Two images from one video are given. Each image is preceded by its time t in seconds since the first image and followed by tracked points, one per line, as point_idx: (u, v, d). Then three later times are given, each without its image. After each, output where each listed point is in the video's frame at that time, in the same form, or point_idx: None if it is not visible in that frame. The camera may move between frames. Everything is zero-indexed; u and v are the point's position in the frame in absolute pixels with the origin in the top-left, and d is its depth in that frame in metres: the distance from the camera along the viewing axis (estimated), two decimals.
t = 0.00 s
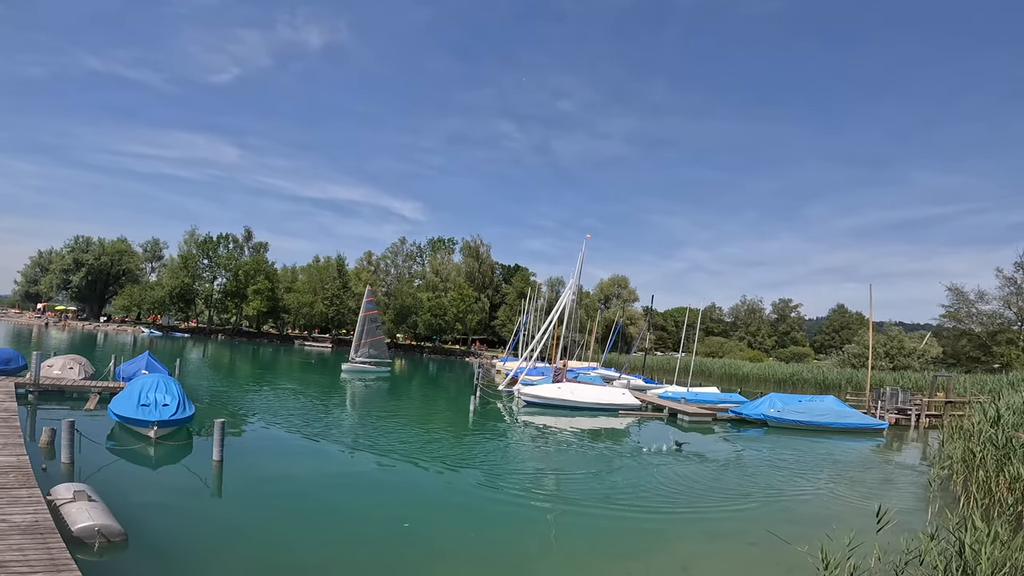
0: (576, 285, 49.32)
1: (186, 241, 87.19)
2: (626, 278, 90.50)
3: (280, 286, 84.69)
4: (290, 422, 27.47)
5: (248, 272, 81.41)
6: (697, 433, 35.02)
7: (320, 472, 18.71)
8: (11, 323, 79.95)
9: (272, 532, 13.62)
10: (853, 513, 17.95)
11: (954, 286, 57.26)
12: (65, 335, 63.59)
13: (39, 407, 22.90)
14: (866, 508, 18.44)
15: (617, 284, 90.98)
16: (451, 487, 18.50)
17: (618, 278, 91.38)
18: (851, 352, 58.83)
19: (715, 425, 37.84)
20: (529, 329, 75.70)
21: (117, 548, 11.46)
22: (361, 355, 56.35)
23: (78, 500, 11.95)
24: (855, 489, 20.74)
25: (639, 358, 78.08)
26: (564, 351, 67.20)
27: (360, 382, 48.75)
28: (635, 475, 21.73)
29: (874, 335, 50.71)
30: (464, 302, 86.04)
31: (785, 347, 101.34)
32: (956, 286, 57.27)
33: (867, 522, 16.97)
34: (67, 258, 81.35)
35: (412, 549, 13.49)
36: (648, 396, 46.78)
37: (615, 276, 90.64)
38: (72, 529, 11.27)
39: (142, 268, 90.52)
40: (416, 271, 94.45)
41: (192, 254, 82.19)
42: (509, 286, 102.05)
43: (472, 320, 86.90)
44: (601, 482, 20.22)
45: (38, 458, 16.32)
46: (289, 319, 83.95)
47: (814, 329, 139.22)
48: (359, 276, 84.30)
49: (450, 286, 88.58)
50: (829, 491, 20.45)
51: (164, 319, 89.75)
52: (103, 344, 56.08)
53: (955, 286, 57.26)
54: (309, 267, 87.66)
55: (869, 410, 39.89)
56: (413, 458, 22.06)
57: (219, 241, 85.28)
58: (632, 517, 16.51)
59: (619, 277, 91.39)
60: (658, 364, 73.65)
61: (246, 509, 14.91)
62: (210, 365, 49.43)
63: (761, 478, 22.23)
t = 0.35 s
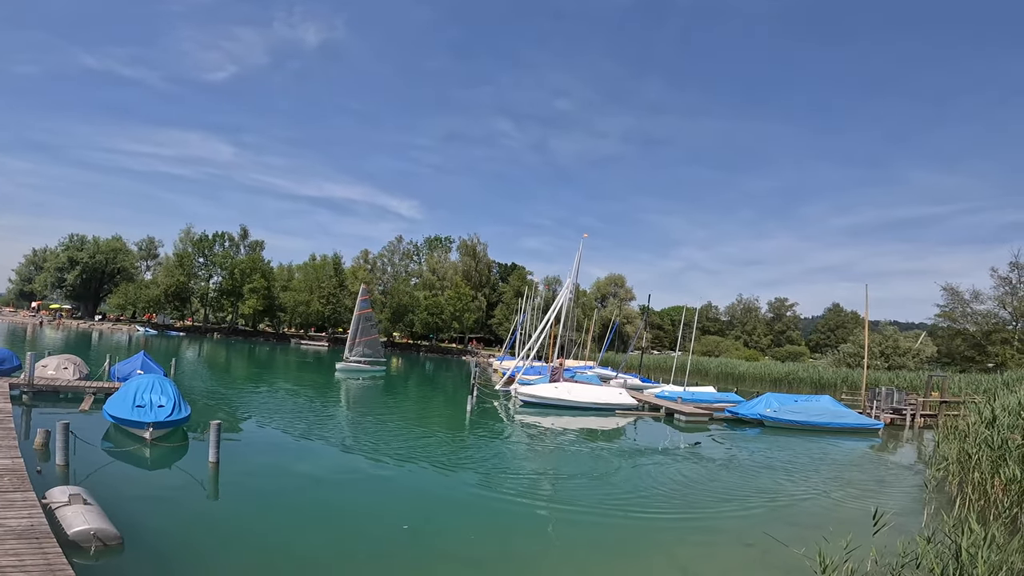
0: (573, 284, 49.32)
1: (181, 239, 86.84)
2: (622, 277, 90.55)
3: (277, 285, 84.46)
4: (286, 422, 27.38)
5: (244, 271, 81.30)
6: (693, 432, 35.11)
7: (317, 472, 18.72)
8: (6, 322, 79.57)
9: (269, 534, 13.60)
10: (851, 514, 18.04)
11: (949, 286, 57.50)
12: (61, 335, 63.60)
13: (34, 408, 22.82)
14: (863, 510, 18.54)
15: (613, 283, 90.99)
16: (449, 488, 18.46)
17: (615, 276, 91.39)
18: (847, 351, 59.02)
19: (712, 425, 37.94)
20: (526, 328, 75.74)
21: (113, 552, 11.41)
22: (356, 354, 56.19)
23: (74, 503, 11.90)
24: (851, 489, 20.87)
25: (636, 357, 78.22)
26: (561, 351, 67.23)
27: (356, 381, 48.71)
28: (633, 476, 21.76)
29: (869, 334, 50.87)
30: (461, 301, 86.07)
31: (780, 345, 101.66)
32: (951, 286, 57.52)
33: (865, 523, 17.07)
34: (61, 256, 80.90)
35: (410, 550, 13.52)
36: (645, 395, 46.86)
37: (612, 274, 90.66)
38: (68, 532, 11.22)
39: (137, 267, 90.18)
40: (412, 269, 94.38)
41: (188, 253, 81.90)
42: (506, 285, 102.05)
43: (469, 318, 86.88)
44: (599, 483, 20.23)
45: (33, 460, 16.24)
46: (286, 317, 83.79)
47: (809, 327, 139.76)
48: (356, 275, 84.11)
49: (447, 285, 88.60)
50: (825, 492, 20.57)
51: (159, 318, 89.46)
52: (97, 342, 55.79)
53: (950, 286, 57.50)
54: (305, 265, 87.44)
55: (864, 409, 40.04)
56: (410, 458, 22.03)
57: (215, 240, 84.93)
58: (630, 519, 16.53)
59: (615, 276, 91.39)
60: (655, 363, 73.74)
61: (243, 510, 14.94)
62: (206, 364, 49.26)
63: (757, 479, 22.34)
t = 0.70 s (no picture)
0: (571, 282, 49.33)
1: (178, 237, 86.53)
2: (620, 275, 90.63)
3: (274, 283, 84.17)
4: (283, 421, 27.28)
5: (241, 269, 81.14)
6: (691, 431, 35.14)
7: (315, 472, 18.69)
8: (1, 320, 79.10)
9: (266, 533, 13.54)
10: (849, 513, 18.07)
11: (945, 285, 57.70)
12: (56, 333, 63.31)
13: (29, 407, 22.68)
14: (861, 508, 18.58)
15: (611, 281, 91.08)
16: (447, 487, 18.42)
17: (613, 275, 91.46)
18: (844, 349, 59.19)
19: (709, 423, 37.97)
20: (524, 326, 75.77)
21: (108, 552, 11.32)
22: (351, 352, 56.04)
23: (68, 503, 11.80)
24: (848, 488, 20.91)
25: (634, 356, 78.28)
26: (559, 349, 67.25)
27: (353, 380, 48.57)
28: (631, 476, 21.74)
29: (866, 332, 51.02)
30: (458, 299, 86.02)
31: (777, 344, 101.89)
32: (947, 284, 57.72)
33: (863, 522, 17.09)
34: (57, 254, 80.47)
35: (410, 549, 13.53)
36: (642, 393, 46.90)
37: (610, 273, 90.74)
38: (63, 532, 11.13)
39: (133, 265, 89.83)
40: (410, 268, 94.31)
41: (184, 251, 81.57)
42: (503, 284, 102.01)
43: (466, 317, 86.81)
44: (597, 482, 20.22)
45: (27, 459, 16.12)
46: (283, 316, 83.54)
47: (806, 326, 139.98)
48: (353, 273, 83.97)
49: (444, 283, 88.55)
50: (823, 491, 20.60)
51: (155, 317, 89.12)
52: (93, 341, 55.55)
53: (946, 285, 57.70)
54: (303, 263, 87.20)
55: (861, 408, 40.17)
56: (408, 457, 21.98)
57: (212, 238, 84.61)
58: (629, 518, 16.55)
59: (613, 274, 91.48)
60: (653, 362, 73.78)
61: (240, 509, 14.90)
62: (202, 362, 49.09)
63: (756, 478, 22.34)
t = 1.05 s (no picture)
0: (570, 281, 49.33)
1: (176, 237, 86.39)
2: (619, 273, 90.66)
3: (272, 282, 84.02)
4: (280, 419, 27.21)
5: (240, 269, 81.08)
6: (690, 429, 35.17)
7: (313, 470, 18.64)
8: None
9: (262, 532, 13.44)
10: (849, 511, 18.03)
11: (944, 283, 57.71)
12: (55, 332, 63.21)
13: (26, 406, 22.61)
14: (861, 506, 18.55)
15: (610, 280, 91.10)
16: (445, 486, 18.34)
17: (612, 273, 91.47)
18: (843, 347, 59.18)
19: (708, 421, 37.95)
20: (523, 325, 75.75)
21: (103, 550, 11.26)
22: (347, 351, 55.95)
23: (63, 502, 11.73)
24: (848, 486, 20.86)
25: (633, 354, 78.28)
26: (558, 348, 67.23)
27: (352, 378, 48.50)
28: (631, 474, 21.70)
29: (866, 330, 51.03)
30: (457, 298, 86.00)
31: (776, 342, 101.92)
32: (946, 282, 57.72)
33: (863, 520, 17.04)
34: (55, 254, 80.27)
35: (409, 548, 13.49)
36: (641, 391, 46.89)
37: (609, 271, 90.76)
38: (58, 531, 11.07)
39: (131, 265, 89.69)
40: (409, 266, 94.27)
41: (182, 250, 81.43)
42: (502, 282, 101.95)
43: (465, 315, 86.75)
44: (596, 481, 20.16)
45: (24, 458, 16.07)
46: (282, 315, 83.42)
47: (805, 324, 140.05)
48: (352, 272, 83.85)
49: (443, 282, 88.57)
50: (822, 489, 20.56)
51: (154, 316, 89.00)
52: (91, 340, 55.50)
53: (945, 283, 57.71)
54: (302, 262, 87.07)
55: (860, 406, 40.15)
56: (406, 456, 21.90)
57: (210, 238, 84.44)
58: (628, 516, 16.50)
59: (612, 273, 91.50)
60: (652, 360, 73.80)
61: (238, 507, 14.85)
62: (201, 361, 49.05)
63: (755, 476, 22.27)
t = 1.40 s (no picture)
0: (572, 279, 49.33)
1: (179, 236, 86.56)
2: (621, 271, 90.63)
3: (275, 281, 84.11)
4: (282, 418, 27.24)
5: (242, 268, 81.21)
6: (692, 427, 35.20)
7: (314, 469, 18.65)
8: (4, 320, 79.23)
9: (265, 532, 13.46)
10: (852, 510, 17.98)
11: (947, 280, 57.49)
12: (59, 331, 63.60)
13: (30, 406, 22.66)
14: (864, 505, 18.49)
15: (612, 278, 91.06)
16: (445, 485, 18.32)
17: (613, 271, 91.44)
18: (846, 345, 59.03)
19: (711, 420, 37.91)
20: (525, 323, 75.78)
21: (106, 550, 11.31)
22: (347, 350, 55.97)
23: (66, 501, 11.77)
24: (850, 485, 20.81)
25: (635, 352, 78.18)
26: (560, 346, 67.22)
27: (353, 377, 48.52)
28: (632, 472, 21.70)
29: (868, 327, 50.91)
30: (459, 296, 86.02)
31: (779, 340, 101.68)
32: (949, 280, 57.49)
33: (866, 519, 17.00)
34: (58, 253, 80.51)
35: (411, 547, 13.50)
36: (643, 389, 46.91)
37: (610, 269, 90.72)
38: (61, 531, 11.10)
39: (134, 264, 89.94)
40: (410, 265, 94.30)
41: (185, 249, 81.60)
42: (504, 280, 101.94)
43: (468, 314, 86.76)
44: (598, 480, 20.13)
45: (27, 458, 16.13)
46: (284, 314, 83.54)
47: (808, 322, 139.65)
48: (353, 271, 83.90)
49: (445, 280, 88.64)
50: (824, 487, 20.52)
51: (157, 315, 89.23)
52: (95, 339, 55.66)
53: (948, 280, 57.48)
54: (304, 261, 87.15)
55: (863, 404, 40.03)
56: (408, 455, 21.90)
57: (212, 236, 84.63)
58: (629, 515, 16.48)
59: (614, 271, 91.45)
60: (654, 358, 73.79)
61: (242, 507, 14.90)
62: (204, 360, 49.23)
63: (758, 474, 22.24)
